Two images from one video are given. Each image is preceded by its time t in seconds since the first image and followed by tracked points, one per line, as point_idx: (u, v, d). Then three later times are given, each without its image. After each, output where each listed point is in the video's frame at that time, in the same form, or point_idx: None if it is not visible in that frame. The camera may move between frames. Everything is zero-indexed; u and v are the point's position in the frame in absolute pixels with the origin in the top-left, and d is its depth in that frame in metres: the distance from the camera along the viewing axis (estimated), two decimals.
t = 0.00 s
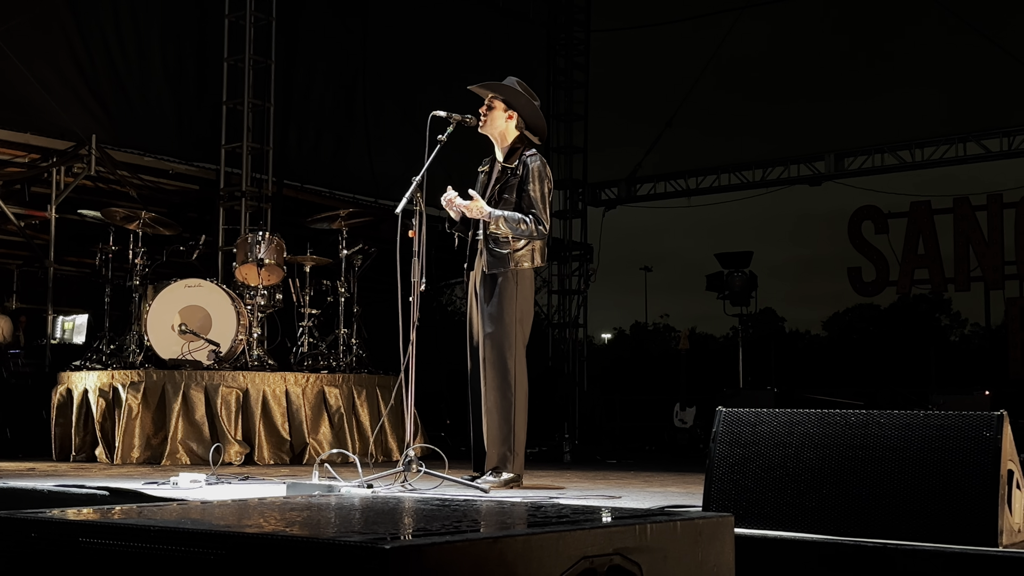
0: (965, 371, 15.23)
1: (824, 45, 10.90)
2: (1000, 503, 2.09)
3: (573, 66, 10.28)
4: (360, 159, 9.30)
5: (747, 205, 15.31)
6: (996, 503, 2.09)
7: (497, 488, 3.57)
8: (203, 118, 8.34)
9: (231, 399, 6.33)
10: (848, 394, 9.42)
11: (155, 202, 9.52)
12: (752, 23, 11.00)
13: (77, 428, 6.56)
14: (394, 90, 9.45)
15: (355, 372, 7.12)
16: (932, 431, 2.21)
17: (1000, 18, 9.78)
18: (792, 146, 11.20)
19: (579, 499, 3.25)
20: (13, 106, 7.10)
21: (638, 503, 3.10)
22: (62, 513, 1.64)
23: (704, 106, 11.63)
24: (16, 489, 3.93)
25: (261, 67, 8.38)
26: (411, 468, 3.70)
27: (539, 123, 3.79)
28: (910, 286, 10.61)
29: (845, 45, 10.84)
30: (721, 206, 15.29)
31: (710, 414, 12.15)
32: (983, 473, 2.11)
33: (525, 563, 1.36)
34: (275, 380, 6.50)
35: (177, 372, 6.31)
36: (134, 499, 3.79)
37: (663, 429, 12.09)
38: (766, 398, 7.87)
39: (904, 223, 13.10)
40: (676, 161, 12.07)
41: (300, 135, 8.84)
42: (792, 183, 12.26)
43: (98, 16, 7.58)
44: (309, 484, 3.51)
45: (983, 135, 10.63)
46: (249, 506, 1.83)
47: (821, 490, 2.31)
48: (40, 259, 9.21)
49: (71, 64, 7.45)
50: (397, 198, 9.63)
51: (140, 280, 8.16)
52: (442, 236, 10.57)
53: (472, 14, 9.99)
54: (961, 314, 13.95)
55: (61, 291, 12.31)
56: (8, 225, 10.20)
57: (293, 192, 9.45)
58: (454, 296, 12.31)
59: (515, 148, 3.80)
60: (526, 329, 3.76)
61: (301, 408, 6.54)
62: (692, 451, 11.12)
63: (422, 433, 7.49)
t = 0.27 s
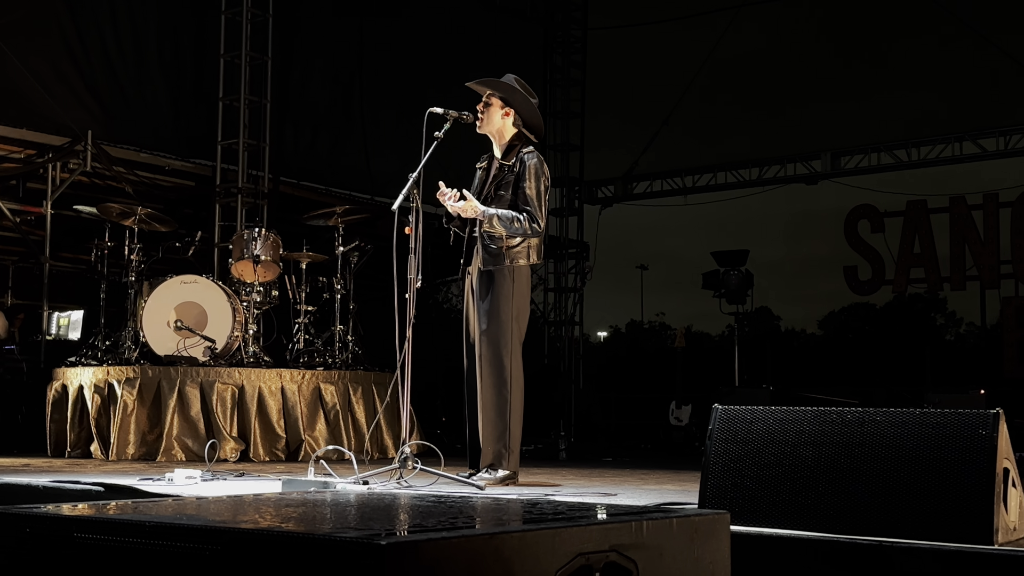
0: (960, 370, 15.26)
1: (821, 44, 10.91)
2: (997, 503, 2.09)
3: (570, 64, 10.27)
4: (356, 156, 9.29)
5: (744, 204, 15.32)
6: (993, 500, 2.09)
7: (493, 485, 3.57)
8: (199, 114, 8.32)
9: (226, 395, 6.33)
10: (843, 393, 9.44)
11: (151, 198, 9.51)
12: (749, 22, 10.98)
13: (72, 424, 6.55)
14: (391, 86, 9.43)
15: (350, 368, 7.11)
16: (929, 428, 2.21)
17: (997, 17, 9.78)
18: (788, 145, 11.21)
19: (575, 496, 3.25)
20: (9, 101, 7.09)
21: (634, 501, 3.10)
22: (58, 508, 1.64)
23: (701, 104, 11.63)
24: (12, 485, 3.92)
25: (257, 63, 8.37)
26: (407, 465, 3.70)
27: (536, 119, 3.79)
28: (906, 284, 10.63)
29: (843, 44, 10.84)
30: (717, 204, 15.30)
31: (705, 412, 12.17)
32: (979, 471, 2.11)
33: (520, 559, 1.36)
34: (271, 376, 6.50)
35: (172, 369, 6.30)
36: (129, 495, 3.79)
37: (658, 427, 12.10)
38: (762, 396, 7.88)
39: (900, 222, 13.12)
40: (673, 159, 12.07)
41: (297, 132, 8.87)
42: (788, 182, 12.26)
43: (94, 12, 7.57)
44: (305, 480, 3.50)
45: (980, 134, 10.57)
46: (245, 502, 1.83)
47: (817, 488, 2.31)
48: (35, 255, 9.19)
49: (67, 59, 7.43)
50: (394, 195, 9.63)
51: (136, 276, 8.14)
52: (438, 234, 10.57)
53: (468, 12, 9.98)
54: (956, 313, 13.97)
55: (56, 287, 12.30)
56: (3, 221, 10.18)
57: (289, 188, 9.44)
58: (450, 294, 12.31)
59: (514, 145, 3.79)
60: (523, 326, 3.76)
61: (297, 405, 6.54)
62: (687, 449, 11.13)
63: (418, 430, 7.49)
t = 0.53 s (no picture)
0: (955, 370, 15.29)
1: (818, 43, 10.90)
2: (992, 502, 2.09)
3: (567, 62, 10.26)
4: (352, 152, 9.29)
5: (740, 202, 15.33)
6: (988, 500, 2.09)
7: (488, 483, 3.57)
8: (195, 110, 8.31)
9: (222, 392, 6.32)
10: (839, 392, 9.45)
11: (147, 195, 9.49)
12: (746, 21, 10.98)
13: (67, 420, 6.53)
14: (387, 83, 9.41)
15: (346, 365, 7.10)
16: (924, 427, 2.21)
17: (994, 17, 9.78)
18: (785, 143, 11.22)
19: (570, 493, 3.25)
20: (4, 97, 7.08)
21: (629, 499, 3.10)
22: (52, 504, 1.63)
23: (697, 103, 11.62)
24: (6, 481, 3.91)
25: (253, 59, 8.34)
26: (402, 462, 3.69)
27: (533, 118, 3.80)
28: (901, 283, 10.64)
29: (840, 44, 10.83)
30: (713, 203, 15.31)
31: (700, 410, 12.18)
32: (975, 470, 2.11)
33: (515, 558, 1.36)
34: (266, 373, 6.50)
35: (168, 365, 6.29)
36: (124, 492, 3.78)
37: (654, 425, 12.12)
38: (758, 395, 7.89)
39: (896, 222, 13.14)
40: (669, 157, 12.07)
41: (293, 130, 8.93)
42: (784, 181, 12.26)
43: (90, 8, 7.54)
44: (300, 478, 3.49)
45: (976, 134, 10.75)
46: (238, 500, 1.83)
47: (813, 486, 2.31)
48: (30, 251, 9.17)
49: (63, 56, 7.41)
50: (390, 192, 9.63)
51: (131, 273, 8.12)
52: (434, 232, 10.57)
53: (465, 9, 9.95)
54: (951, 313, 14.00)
55: (51, 283, 12.27)
56: None
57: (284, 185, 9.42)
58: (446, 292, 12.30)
59: (510, 142, 3.78)
60: (519, 324, 3.76)
61: (293, 401, 6.53)
62: (682, 447, 11.15)
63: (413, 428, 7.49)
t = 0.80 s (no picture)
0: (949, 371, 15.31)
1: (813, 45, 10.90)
2: (986, 502, 2.10)
3: (563, 62, 10.25)
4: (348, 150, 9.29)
5: (735, 203, 15.35)
6: (982, 500, 2.10)
7: (483, 483, 3.57)
8: (190, 109, 8.29)
9: (217, 391, 6.31)
10: (833, 393, 9.47)
11: (143, 193, 9.48)
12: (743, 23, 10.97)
13: (61, 420, 6.52)
14: (383, 83, 9.40)
15: (341, 365, 7.09)
16: (919, 428, 2.22)
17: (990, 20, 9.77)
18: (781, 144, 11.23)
19: (566, 494, 3.25)
20: None
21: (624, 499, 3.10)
22: (47, 504, 1.63)
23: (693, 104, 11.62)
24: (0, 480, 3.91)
25: (249, 58, 8.32)
26: (397, 462, 3.68)
27: (529, 119, 3.80)
28: (896, 284, 10.66)
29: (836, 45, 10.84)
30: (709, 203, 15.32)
31: (695, 410, 12.20)
32: (969, 472, 2.12)
33: (511, 558, 1.36)
34: (261, 372, 6.50)
35: (163, 364, 6.29)
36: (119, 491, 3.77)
37: (649, 425, 12.13)
38: (752, 396, 7.89)
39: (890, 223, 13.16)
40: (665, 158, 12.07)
41: (289, 129, 8.92)
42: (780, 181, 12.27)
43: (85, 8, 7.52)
44: (295, 477, 3.49)
45: (971, 135, 10.84)
46: (234, 499, 1.83)
47: (808, 487, 2.31)
48: (25, 249, 9.16)
49: (58, 54, 7.39)
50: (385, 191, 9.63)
51: (126, 272, 8.11)
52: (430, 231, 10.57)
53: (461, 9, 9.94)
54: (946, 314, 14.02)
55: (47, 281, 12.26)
56: None
57: (280, 184, 9.41)
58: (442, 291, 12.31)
59: (506, 141, 3.77)
60: (515, 324, 3.76)
61: (288, 401, 6.53)
62: (677, 447, 11.16)
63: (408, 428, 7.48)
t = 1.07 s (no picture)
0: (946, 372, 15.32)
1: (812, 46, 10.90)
2: (983, 503, 2.10)
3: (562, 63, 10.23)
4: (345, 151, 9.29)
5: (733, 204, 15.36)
6: (979, 501, 2.10)
7: (480, 483, 3.57)
8: (188, 109, 8.28)
9: (214, 391, 6.31)
10: (830, 394, 9.47)
11: (141, 193, 9.47)
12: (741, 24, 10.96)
13: (58, 419, 6.50)
14: (381, 82, 9.39)
15: (339, 364, 7.07)
16: (917, 429, 2.22)
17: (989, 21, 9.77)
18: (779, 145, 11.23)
19: (563, 493, 3.25)
20: None
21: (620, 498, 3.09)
22: (44, 504, 1.62)
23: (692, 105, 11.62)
24: None
25: (247, 57, 8.31)
26: (394, 462, 3.68)
27: (529, 119, 3.79)
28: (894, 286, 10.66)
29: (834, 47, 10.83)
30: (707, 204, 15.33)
31: (693, 411, 12.21)
32: (966, 473, 2.12)
33: (508, 557, 1.36)
34: (258, 372, 6.50)
35: (160, 364, 6.29)
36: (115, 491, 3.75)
37: (646, 426, 12.14)
38: (750, 397, 7.89)
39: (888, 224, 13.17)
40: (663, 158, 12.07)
41: (287, 128, 8.92)
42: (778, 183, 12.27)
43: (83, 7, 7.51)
44: (292, 476, 3.48)
45: (967, 137, 11.05)
46: (231, 499, 1.82)
47: (805, 487, 2.31)
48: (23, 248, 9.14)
49: (55, 53, 7.38)
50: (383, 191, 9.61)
51: (124, 271, 8.10)
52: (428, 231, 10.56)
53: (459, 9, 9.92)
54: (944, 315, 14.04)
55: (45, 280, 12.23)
56: None
57: (278, 183, 9.40)
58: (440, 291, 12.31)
59: (505, 141, 3.77)
60: (512, 324, 3.76)
61: (285, 401, 6.53)
62: (674, 448, 11.16)
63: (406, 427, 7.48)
